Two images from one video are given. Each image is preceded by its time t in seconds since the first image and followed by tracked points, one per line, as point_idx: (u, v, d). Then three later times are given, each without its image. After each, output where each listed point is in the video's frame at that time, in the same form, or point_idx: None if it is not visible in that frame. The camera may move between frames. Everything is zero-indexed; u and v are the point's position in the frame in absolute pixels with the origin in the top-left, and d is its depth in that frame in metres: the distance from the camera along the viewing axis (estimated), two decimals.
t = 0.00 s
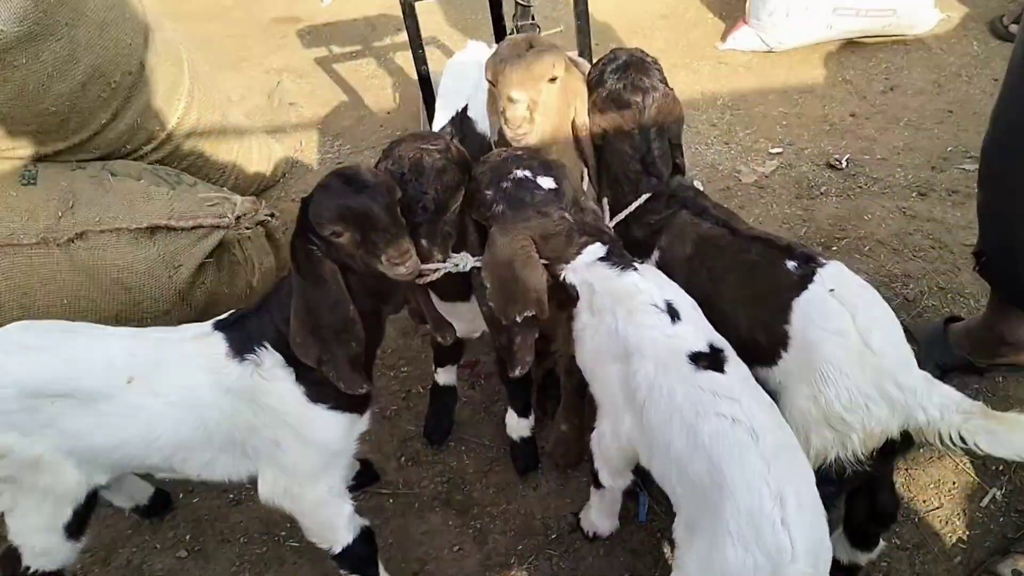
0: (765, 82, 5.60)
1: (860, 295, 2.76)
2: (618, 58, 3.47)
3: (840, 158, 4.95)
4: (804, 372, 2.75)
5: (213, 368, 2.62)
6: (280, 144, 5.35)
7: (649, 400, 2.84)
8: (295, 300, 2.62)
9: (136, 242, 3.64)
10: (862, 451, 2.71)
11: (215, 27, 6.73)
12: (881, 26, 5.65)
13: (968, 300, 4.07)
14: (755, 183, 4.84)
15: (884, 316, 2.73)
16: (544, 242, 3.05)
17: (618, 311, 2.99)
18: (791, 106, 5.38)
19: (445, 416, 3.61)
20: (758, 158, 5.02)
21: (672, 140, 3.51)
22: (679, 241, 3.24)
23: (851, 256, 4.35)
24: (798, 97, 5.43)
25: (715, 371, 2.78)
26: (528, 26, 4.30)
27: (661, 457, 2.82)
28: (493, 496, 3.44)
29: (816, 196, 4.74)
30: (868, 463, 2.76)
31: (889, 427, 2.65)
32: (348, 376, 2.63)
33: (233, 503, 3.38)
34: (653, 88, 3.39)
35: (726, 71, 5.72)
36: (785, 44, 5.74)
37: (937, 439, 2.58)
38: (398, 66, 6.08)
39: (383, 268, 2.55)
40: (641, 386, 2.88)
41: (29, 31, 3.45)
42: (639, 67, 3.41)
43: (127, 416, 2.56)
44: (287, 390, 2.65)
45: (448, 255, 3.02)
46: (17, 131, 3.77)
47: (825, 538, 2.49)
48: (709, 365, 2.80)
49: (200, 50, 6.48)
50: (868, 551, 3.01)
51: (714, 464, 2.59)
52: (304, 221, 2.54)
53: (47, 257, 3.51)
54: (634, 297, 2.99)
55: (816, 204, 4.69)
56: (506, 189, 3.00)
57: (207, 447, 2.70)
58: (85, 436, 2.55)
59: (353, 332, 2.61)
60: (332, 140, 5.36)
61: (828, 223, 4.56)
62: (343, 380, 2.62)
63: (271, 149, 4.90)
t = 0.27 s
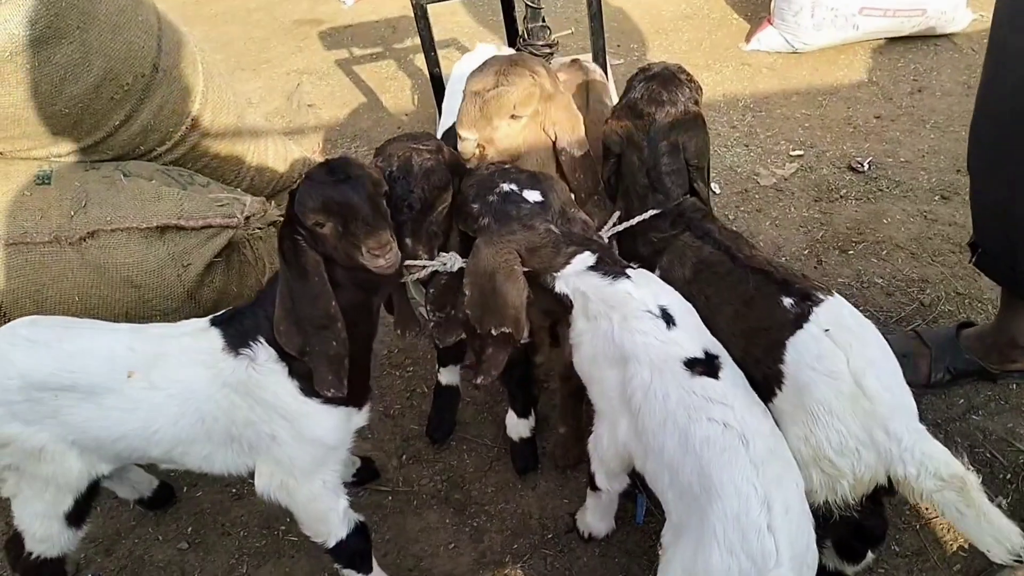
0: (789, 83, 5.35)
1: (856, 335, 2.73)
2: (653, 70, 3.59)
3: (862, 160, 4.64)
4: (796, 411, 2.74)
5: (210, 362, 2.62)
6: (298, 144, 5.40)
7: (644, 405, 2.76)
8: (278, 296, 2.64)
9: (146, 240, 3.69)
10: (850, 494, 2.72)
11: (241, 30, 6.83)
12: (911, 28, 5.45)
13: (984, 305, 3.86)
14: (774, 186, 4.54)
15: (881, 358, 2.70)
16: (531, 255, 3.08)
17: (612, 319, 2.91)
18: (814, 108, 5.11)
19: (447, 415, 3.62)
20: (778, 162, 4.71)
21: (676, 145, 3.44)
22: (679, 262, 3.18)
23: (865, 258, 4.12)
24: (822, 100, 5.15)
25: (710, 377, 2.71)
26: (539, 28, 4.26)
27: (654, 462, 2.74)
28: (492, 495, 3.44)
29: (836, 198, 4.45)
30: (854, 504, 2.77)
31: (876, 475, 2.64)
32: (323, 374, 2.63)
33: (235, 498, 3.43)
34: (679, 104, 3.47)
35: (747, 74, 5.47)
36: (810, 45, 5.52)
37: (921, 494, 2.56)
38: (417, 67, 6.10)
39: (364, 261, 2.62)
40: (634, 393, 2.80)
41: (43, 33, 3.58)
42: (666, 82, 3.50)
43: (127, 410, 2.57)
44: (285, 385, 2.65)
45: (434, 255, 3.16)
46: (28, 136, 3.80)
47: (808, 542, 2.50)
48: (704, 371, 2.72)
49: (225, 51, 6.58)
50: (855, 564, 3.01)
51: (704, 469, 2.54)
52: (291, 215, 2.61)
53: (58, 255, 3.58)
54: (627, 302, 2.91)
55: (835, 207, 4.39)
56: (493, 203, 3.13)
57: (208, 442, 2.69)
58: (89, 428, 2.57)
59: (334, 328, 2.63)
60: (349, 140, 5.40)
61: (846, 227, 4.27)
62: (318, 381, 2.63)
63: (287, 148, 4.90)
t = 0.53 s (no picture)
0: (794, 66, 5.38)
1: (863, 318, 2.59)
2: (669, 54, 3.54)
3: (866, 146, 4.63)
4: (798, 394, 2.61)
5: (201, 334, 2.71)
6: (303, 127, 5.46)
7: (641, 380, 2.70)
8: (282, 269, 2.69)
9: (149, 217, 3.77)
10: (849, 481, 2.58)
11: (250, 14, 6.89)
12: (920, 11, 5.53)
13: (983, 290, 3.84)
14: (776, 170, 4.56)
15: (888, 342, 2.55)
16: (530, 230, 3.05)
17: (610, 294, 2.87)
18: (820, 91, 5.13)
19: (441, 393, 3.69)
20: (782, 146, 4.74)
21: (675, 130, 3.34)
22: (684, 246, 3.06)
23: (869, 242, 4.10)
24: (829, 83, 5.18)
25: (706, 354, 2.64)
26: (536, 9, 4.27)
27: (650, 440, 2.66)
28: (484, 473, 3.49)
29: (839, 182, 4.44)
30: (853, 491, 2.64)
31: (878, 462, 2.50)
32: (327, 342, 2.71)
33: (234, 471, 3.51)
34: (693, 89, 3.42)
35: (753, 57, 5.50)
36: (817, 28, 5.53)
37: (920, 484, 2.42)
38: (423, 51, 6.13)
39: (374, 248, 2.63)
40: (631, 368, 2.74)
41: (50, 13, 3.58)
42: (673, 70, 3.42)
43: (120, 381, 2.66)
44: (275, 354, 2.74)
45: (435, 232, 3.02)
46: (36, 114, 3.87)
47: (800, 521, 2.39)
48: (700, 348, 2.66)
49: (234, 34, 6.64)
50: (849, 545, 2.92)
51: (696, 445, 2.45)
52: (301, 195, 2.63)
53: (64, 231, 3.65)
54: (625, 280, 2.87)
55: (838, 191, 4.39)
56: (495, 175, 3.06)
57: (198, 411, 2.79)
58: (82, 398, 2.66)
59: (337, 301, 2.70)
60: (353, 123, 5.45)
61: (848, 211, 4.26)
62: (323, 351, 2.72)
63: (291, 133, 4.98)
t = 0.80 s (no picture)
0: (795, 37, 5.37)
1: (855, 274, 2.54)
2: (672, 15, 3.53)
3: (870, 116, 4.63)
4: (788, 352, 2.56)
5: (190, 297, 2.74)
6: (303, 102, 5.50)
7: (628, 341, 2.64)
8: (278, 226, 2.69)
9: (147, 186, 3.83)
10: (842, 440, 2.54)
11: None
12: None
13: (985, 262, 3.79)
14: (775, 141, 4.54)
15: (878, 298, 2.50)
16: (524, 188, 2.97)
17: (601, 255, 2.79)
18: (822, 63, 5.12)
19: (433, 360, 3.73)
20: (781, 117, 4.73)
21: (664, 90, 3.35)
22: (667, 204, 3.05)
23: (869, 212, 4.06)
24: (831, 54, 5.17)
25: (694, 316, 2.57)
26: None
27: (639, 402, 2.59)
28: (475, 439, 3.53)
29: (840, 154, 4.42)
30: (847, 452, 2.59)
31: (871, 420, 2.46)
32: (319, 304, 2.73)
33: (229, 434, 3.58)
34: (685, 51, 3.42)
35: (754, 29, 5.49)
36: None
37: (916, 439, 2.38)
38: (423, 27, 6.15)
39: (376, 213, 2.67)
40: (619, 329, 2.68)
41: None
42: (666, 31, 3.43)
43: (109, 342, 2.70)
44: (264, 315, 2.78)
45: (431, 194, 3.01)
46: (38, 86, 3.93)
47: (785, 484, 2.31)
48: (689, 310, 2.59)
49: (236, 12, 6.68)
50: (839, 512, 2.88)
51: (680, 405, 2.39)
52: (306, 154, 2.63)
53: (65, 199, 3.71)
54: (618, 241, 2.79)
55: (839, 162, 4.37)
56: (488, 132, 3.01)
57: (187, 372, 2.84)
58: (74, 359, 2.71)
59: (333, 263, 2.71)
60: (352, 98, 5.48)
61: (848, 182, 4.24)
62: (314, 310, 2.73)
63: (290, 109, 5.04)
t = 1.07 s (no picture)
0: (782, 22, 5.37)
1: (826, 257, 2.54)
2: None
3: (856, 101, 4.64)
4: (760, 335, 2.58)
5: (176, 280, 2.74)
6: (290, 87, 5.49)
7: (609, 324, 2.66)
8: (267, 212, 2.65)
9: (135, 169, 3.82)
10: (815, 421, 2.56)
11: None
12: None
13: (970, 245, 3.81)
14: (761, 126, 4.56)
15: (850, 281, 2.50)
16: (507, 170, 2.97)
17: (583, 237, 2.81)
18: (809, 47, 5.13)
19: (419, 343, 3.76)
20: (767, 101, 4.74)
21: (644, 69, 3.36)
22: (645, 184, 3.09)
23: (856, 196, 4.07)
24: (818, 39, 5.18)
25: (674, 298, 2.59)
26: None
27: (617, 381, 2.61)
28: (462, 422, 3.55)
29: (826, 138, 4.44)
30: (821, 434, 2.61)
31: (842, 402, 2.47)
32: (310, 286, 2.70)
33: (216, 417, 3.58)
34: (668, 31, 3.40)
35: (741, 13, 5.48)
36: None
37: (885, 421, 2.39)
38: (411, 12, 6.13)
39: (364, 199, 2.65)
40: (599, 312, 2.71)
41: None
42: (649, 11, 3.43)
43: (97, 324, 2.71)
44: (250, 298, 2.78)
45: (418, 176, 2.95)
46: (27, 71, 3.93)
47: (764, 468, 2.31)
48: (669, 292, 2.61)
49: None
50: (825, 495, 2.89)
51: (660, 387, 2.41)
52: (292, 140, 2.58)
53: (53, 182, 3.70)
54: (600, 224, 2.80)
55: (825, 146, 4.39)
56: (473, 116, 2.99)
57: (173, 354, 2.84)
58: (63, 341, 2.72)
59: (322, 248, 2.68)
60: (340, 82, 5.47)
61: (835, 166, 4.25)
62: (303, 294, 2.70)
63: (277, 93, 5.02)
